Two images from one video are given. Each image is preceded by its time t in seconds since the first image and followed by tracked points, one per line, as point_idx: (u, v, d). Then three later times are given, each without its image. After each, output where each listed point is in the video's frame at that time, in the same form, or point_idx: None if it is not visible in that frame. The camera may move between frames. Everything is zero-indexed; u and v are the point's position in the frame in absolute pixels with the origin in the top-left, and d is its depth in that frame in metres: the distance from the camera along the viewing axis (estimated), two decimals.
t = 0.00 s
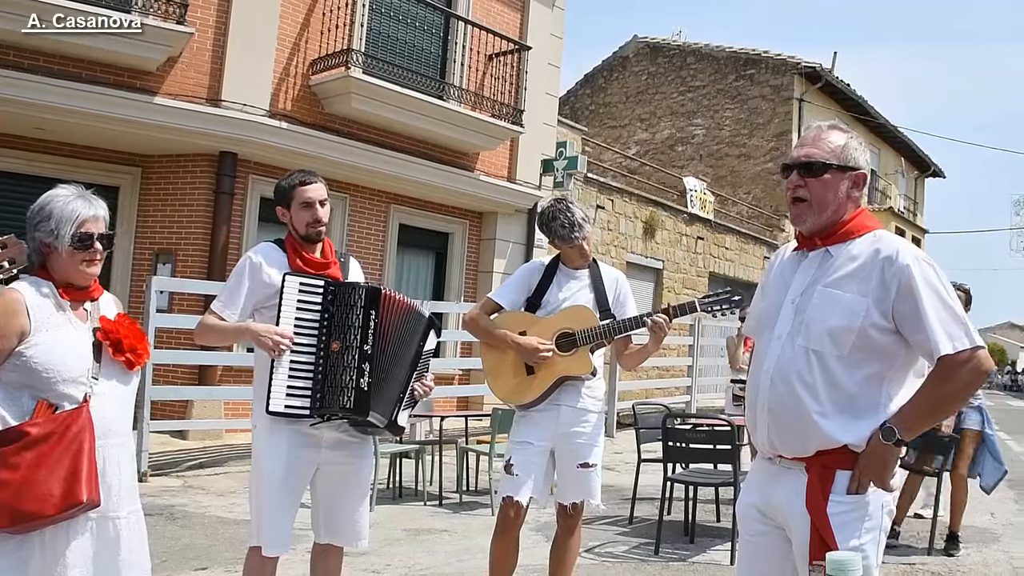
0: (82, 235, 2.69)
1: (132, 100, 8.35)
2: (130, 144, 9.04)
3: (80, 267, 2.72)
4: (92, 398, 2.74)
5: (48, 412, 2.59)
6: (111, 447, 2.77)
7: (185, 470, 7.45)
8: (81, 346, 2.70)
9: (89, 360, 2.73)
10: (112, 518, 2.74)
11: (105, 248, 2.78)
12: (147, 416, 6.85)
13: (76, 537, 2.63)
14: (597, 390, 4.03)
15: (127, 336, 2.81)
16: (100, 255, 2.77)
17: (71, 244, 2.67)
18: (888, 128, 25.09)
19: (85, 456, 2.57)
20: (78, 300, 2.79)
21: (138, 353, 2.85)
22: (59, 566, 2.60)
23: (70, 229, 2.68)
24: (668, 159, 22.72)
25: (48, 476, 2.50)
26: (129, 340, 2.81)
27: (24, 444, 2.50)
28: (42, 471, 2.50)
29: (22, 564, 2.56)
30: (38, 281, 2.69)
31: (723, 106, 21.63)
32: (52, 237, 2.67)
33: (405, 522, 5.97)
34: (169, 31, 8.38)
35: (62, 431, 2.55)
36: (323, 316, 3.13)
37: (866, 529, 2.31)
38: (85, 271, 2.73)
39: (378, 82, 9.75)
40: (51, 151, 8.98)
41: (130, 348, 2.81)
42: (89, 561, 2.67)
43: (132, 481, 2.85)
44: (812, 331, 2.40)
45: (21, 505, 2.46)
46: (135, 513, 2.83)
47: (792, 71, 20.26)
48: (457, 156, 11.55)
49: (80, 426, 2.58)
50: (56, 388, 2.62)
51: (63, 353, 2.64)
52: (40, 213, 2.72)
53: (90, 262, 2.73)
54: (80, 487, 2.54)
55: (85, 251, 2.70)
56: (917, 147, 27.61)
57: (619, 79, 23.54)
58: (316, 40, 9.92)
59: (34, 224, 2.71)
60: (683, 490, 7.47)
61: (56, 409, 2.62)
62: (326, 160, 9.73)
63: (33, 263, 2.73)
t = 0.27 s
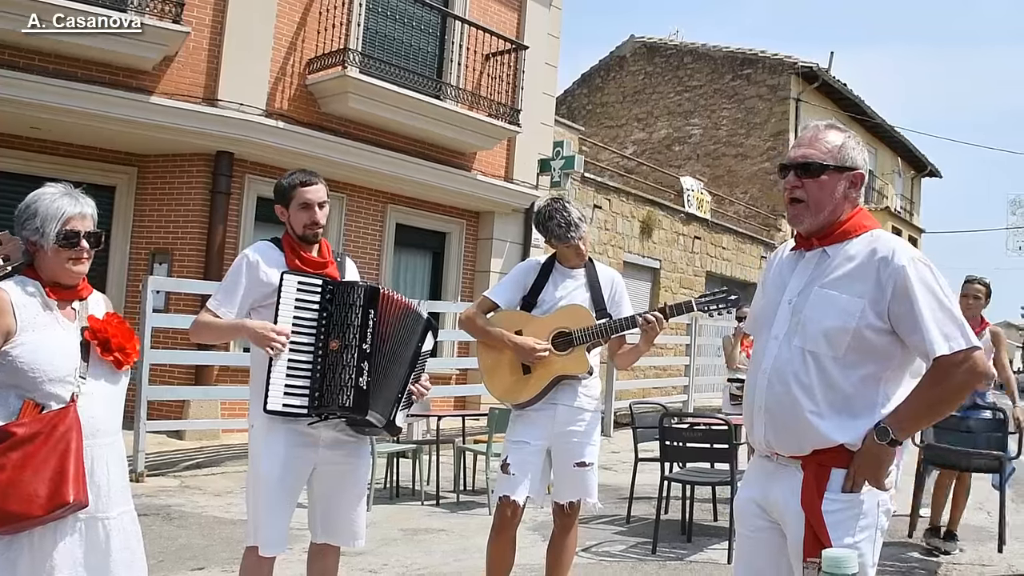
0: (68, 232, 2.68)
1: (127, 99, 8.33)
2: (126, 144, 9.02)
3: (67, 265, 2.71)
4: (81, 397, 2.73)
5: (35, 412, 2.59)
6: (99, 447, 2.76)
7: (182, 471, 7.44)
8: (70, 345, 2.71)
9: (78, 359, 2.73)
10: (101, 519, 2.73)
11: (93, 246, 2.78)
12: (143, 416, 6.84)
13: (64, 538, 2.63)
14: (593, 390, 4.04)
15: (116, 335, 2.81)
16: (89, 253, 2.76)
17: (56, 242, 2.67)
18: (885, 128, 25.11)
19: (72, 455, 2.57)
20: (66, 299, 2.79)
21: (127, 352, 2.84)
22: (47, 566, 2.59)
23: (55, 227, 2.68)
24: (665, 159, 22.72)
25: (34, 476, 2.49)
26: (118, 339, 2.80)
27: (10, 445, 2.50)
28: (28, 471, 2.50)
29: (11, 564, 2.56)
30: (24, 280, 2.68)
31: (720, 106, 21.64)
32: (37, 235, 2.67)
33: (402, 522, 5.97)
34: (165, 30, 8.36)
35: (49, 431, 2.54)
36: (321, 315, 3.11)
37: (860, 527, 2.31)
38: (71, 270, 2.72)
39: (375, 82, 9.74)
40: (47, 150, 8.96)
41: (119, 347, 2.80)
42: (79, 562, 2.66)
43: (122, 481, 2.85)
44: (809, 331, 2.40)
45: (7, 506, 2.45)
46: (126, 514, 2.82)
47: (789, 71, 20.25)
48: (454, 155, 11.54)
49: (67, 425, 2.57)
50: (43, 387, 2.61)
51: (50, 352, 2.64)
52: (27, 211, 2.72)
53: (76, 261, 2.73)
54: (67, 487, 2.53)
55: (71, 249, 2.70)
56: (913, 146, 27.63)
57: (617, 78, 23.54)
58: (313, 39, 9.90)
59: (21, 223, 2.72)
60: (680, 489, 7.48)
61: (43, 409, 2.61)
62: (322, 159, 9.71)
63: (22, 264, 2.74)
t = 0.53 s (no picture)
0: (52, 225, 2.69)
1: (123, 98, 8.31)
2: (122, 143, 9.00)
3: (54, 260, 2.71)
4: (69, 395, 2.73)
5: (22, 410, 2.57)
6: (87, 446, 2.76)
7: (178, 470, 7.43)
8: (58, 342, 2.70)
9: (65, 357, 2.72)
10: (90, 518, 2.72)
11: (80, 240, 2.77)
12: (139, 415, 6.82)
13: (52, 538, 2.62)
14: (590, 389, 4.02)
15: (104, 332, 2.81)
16: (75, 247, 2.76)
17: (40, 237, 2.67)
18: (881, 128, 25.15)
19: (59, 453, 2.55)
20: (54, 297, 2.78)
21: (116, 350, 2.84)
22: (35, 566, 2.58)
23: (38, 221, 2.69)
24: (662, 159, 22.70)
25: (20, 475, 2.48)
26: (106, 337, 2.80)
27: None
28: (14, 470, 2.49)
29: None
30: (9, 278, 2.66)
31: (717, 105, 21.65)
32: (21, 232, 2.67)
33: (399, 522, 5.96)
34: (161, 29, 8.34)
35: (35, 429, 2.53)
36: (317, 313, 3.10)
37: (850, 524, 2.31)
38: (58, 264, 2.72)
39: (372, 81, 9.73)
40: (43, 149, 8.94)
41: (108, 345, 2.81)
42: (68, 561, 2.66)
43: (111, 479, 2.84)
44: (800, 327, 2.40)
45: None
46: (114, 514, 2.81)
47: (786, 71, 20.31)
48: (451, 155, 11.53)
49: (54, 424, 2.55)
50: (29, 385, 2.61)
51: (37, 350, 2.63)
52: (9, 210, 2.72)
53: (63, 254, 2.72)
54: (53, 486, 2.51)
55: (56, 242, 2.70)
56: (910, 146, 27.67)
57: (614, 78, 23.53)
58: (310, 38, 9.89)
59: (5, 222, 2.71)
60: (677, 488, 7.48)
61: (30, 407, 2.61)
62: (319, 158, 9.69)
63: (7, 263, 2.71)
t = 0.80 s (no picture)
0: (40, 220, 2.69)
1: (119, 96, 8.29)
2: (118, 141, 8.98)
3: (45, 256, 2.70)
4: (62, 393, 2.72)
5: (14, 408, 2.57)
6: (80, 445, 2.75)
7: (174, 469, 7.41)
8: (51, 340, 2.69)
9: (59, 355, 2.71)
10: (82, 517, 2.72)
11: (70, 233, 2.77)
12: (135, 414, 6.81)
13: (43, 537, 2.61)
14: (586, 387, 4.03)
15: (99, 330, 2.79)
16: (66, 241, 2.76)
17: (27, 232, 2.67)
18: (878, 128, 25.23)
19: (52, 452, 2.55)
20: (49, 294, 2.77)
21: (111, 348, 2.82)
22: (27, 565, 2.58)
23: (26, 216, 2.69)
24: (659, 158, 22.51)
25: (12, 474, 2.48)
26: (101, 335, 2.79)
27: None
28: (6, 468, 2.49)
29: None
30: (7, 277, 2.67)
31: (714, 105, 21.69)
32: (10, 230, 2.68)
33: (396, 521, 5.96)
34: (157, 28, 8.32)
35: (28, 427, 2.53)
36: (313, 311, 3.10)
37: (837, 518, 2.33)
38: (49, 258, 2.71)
39: (369, 80, 9.72)
40: (38, 148, 8.91)
41: (102, 343, 2.79)
42: (59, 560, 2.65)
43: (103, 479, 2.84)
44: (787, 323, 2.41)
45: None
46: (105, 513, 2.81)
47: (783, 71, 20.58)
48: (448, 154, 11.52)
49: (46, 422, 2.55)
50: (22, 384, 2.60)
51: (31, 348, 2.62)
52: None
53: (53, 248, 2.71)
54: (45, 485, 2.51)
55: (45, 236, 2.69)
56: (906, 146, 27.75)
57: (611, 77, 23.52)
58: (307, 37, 9.88)
59: None
60: (674, 487, 7.48)
61: (22, 406, 2.60)
62: (316, 157, 9.68)
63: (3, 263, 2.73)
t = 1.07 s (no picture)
0: (34, 218, 2.68)
1: (114, 95, 8.27)
2: (113, 140, 8.96)
3: (39, 255, 2.70)
4: (57, 392, 2.71)
5: (10, 407, 2.56)
6: (76, 443, 2.75)
7: (168, 470, 7.40)
8: (47, 339, 2.69)
9: (54, 354, 2.71)
10: (78, 515, 2.71)
11: (64, 232, 2.76)
12: (129, 414, 6.80)
13: (39, 536, 2.61)
14: (581, 388, 4.03)
15: (93, 329, 2.79)
16: (61, 240, 2.75)
17: (22, 230, 2.66)
18: (873, 130, 25.34)
19: (48, 451, 2.54)
20: (44, 293, 2.77)
21: (105, 347, 2.81)
22: (23, 564, 2.57)
23: (20, 215, 2.68)
24: (655, 160, 22.60)
25: (8, 472, 2.48)
26: (96, 334, 2.78)
27: None
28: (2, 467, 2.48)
29: None
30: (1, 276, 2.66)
31: (710, 107, 21.75)
32: (3, 229, 2.67)
33: (391, 521, 5.95)
34: (153, 27, 8.31)
35: (24, 426, 2.52)
36: (307, 311, 3.10)
37: (822, 517, 2.36)
38: (43, 257, 2.70)
39: (365, 80, 9.72)
40: (33, 146, 8.88)
41: (97, 342, 2.78)
42: (55, 559, 2.65)
43: (99, 477, 2.83)
44: (772, 324, 2.43)
45: None
46: (101, 511, 2.80)
47: (779, 72, 20.74)
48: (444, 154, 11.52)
49: (42, 421, 2.55)
50: (18, 382, 2.60)
51: (26, 346, 2.62)
52: None
53: (47, 246, 2.70)
54: (41, 483, 2.51)
55: (39, 235, 2.68)
56: (901, 149, 27.86)
57: (607, 79, 23.55)
58: (303, 37, 9.87)
59: None
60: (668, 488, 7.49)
61: (18, 404, 2.60)
62: (312, 157, 9.67)
63: None
